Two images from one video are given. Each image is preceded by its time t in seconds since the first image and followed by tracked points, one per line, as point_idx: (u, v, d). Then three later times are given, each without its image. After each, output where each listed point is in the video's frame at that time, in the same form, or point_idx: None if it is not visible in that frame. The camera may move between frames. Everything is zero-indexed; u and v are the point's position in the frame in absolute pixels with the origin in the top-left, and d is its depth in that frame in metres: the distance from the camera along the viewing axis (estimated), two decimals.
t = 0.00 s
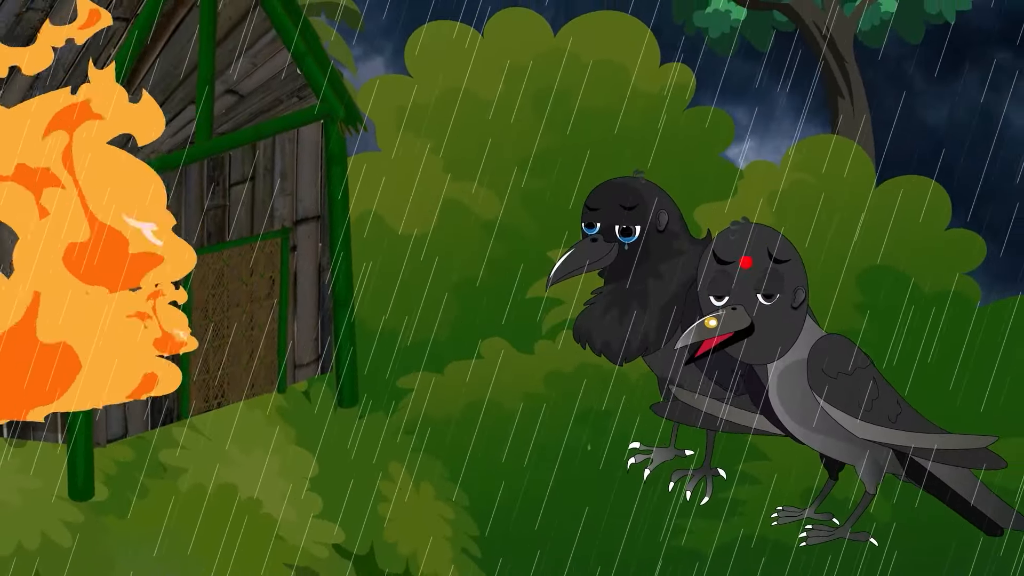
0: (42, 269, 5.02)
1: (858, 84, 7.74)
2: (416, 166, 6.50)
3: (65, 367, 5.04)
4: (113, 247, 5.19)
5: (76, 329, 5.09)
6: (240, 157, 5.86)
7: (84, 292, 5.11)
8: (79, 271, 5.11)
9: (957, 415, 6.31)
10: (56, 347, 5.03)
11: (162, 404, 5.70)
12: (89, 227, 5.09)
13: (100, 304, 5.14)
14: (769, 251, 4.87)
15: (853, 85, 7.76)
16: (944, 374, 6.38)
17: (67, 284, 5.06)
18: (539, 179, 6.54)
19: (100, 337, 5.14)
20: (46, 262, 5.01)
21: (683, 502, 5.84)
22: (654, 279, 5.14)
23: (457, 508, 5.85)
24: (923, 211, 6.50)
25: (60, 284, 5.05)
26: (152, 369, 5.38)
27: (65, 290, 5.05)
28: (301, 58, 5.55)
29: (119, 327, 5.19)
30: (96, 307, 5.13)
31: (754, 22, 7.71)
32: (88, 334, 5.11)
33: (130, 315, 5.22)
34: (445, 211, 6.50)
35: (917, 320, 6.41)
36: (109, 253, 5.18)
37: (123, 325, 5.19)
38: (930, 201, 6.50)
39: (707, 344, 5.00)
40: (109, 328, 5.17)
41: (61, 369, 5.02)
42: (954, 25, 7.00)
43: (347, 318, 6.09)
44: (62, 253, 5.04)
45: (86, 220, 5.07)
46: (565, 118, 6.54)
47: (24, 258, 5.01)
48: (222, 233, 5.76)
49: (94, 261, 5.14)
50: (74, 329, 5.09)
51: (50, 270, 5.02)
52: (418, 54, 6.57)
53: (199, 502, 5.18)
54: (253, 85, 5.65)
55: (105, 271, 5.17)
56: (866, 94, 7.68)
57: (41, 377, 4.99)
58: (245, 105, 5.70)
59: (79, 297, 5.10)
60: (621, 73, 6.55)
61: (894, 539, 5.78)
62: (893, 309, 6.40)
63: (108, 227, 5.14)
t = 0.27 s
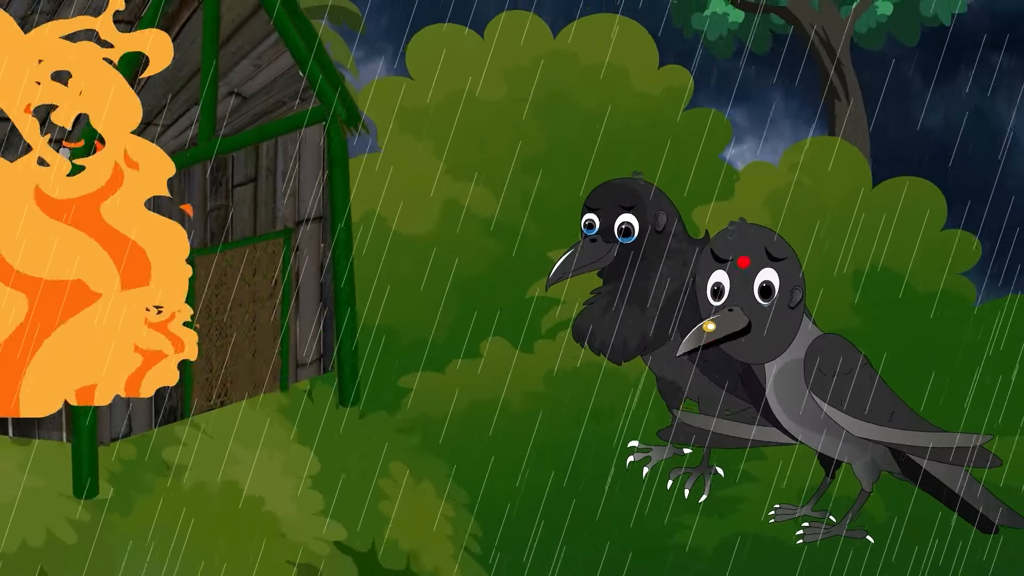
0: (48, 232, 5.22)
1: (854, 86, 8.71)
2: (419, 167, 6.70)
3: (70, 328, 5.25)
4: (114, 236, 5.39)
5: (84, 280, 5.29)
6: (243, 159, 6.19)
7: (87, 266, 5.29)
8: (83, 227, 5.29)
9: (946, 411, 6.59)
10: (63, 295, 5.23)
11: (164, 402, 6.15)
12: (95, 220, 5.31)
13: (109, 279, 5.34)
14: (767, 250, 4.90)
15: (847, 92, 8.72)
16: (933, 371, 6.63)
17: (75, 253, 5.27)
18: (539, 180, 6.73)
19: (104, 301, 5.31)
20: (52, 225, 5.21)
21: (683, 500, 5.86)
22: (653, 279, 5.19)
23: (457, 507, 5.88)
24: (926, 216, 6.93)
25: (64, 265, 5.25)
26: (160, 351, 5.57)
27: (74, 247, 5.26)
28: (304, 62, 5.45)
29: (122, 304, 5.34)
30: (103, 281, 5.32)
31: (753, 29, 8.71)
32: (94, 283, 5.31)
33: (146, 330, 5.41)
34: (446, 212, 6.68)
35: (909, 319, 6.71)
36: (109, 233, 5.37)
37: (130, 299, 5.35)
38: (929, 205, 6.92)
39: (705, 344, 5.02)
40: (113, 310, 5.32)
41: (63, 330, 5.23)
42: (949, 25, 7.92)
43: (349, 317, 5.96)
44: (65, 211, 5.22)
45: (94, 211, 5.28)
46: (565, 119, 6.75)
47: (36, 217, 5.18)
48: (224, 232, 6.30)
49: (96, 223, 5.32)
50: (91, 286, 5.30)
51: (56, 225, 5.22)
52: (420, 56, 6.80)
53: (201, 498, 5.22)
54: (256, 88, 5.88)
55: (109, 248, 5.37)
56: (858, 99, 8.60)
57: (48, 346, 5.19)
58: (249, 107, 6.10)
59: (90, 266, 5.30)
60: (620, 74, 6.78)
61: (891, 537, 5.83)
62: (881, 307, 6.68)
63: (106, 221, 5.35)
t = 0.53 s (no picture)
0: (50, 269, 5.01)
1: (850, 89, 8.79)
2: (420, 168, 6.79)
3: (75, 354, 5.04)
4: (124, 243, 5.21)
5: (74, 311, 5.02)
6: (246, 160, 6.05)
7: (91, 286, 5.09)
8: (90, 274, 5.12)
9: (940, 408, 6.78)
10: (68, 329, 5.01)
11: (169, 403, 5.98)
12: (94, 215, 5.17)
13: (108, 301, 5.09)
14: (764, 250, 4.98)
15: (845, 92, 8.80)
16: (926, 372, 6.81)
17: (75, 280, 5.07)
18: (539, 180, 6.84)
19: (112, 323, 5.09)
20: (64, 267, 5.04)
21: (680, 498, 5.95)
22: (652, 279, 5.25)
23: (458, 504, 5.98)
24: (918, 208, 6.97)
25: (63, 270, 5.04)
26: (152, 356, 5.25)
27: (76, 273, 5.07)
28: (305, 61, 5.51)
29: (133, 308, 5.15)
30: (104, 302, 5.07)
31: (749, 29, 8.76)
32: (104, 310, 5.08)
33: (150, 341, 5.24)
34: (447, 214, 6.80)
35: (906, 318, 6.83)
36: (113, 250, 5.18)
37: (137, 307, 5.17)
38: (928, 203, 6.98)
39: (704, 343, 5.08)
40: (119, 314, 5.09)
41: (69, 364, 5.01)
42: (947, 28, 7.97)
43: (350, 318, 6.12)
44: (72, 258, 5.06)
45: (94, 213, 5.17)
46: (564, 120, 6.88)
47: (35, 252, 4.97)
48: (227, 234, 6.04)
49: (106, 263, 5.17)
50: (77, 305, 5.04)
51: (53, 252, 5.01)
52: (420, 57, 6.91)
53: (205, 497, 5.27)
54: (259, 90, 5.88)
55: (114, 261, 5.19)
56: (856, 100, 8.65)
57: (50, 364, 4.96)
58: (251, 108, 5.98)
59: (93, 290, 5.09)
60: (619, 73, 6.92)
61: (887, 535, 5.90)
62: (878, 307, 6.76)
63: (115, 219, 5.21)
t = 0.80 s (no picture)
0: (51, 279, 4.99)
1: (847, 90, 8.92)
2: (421, 170, 6.95)
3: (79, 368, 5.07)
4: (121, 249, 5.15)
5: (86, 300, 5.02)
6: (247, 161, 6.03)
7: (94, 273, 5.09)
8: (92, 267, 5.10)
9: (940, 409, 6.81)
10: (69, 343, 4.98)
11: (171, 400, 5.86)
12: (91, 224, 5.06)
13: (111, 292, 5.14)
14: (761, 250, 5.02)
15: (840, 95, 8.96)
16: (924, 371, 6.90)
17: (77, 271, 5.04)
18: (539, 182, 7.04)
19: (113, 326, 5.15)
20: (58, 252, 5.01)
21: (679, 497, 6.04)
22: (650, 279, 5.32)
23: (460, 502, 5.89)
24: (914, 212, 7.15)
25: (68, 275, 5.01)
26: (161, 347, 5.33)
27: (77, 269, 5.04)
28: (308, 66, 5.81)
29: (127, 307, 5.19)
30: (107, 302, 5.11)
31: (746, 33, 8.82)
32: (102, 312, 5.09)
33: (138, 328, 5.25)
34: (448, 215, 6.98)
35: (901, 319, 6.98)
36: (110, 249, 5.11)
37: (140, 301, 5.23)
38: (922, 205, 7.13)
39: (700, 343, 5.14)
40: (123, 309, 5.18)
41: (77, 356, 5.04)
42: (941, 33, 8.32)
43: (352, 316, 6.34)
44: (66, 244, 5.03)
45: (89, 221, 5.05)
46: (564, 122, 7.08)
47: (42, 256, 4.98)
48: (230, 235, 5.92)
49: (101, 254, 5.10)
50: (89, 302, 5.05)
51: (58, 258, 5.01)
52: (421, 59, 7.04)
53: (209, 493, 5.33)
54: (261, 92, 5.86)
55: (111, 266, 5.12)
56: (853, 102, 8.88)
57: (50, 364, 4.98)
58: (253, 111, 5.92)
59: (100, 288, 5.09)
60: (617, 77, 7.11)
61: (882, 532, 6.01)
62: (872, 306, 6.93)
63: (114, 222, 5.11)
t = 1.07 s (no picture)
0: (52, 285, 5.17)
1: (843, 92, 8.96)
2: (421, 171, 7.06)
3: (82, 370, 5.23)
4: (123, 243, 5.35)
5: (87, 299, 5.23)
6: (250, 163, 6.12)
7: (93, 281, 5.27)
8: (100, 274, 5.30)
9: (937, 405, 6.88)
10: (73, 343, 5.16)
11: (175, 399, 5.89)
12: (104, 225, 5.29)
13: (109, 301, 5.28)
14: (760, 252, 5.09)
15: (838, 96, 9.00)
16: (920, 370, 6.98)
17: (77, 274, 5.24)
18: (538, 183, 7.16)
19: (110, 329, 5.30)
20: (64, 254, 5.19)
21: (677, 494, 6.09)
22: (648, 279, 5.39)
23: (460, 502, 6.00)
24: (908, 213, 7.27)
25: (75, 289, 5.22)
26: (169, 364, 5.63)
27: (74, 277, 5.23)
28: (309, 67, 5.82)
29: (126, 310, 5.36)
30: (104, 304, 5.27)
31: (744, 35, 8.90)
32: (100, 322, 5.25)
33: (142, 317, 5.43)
34: (447, 215, 7.07)
35: (896, 318, 7.06)
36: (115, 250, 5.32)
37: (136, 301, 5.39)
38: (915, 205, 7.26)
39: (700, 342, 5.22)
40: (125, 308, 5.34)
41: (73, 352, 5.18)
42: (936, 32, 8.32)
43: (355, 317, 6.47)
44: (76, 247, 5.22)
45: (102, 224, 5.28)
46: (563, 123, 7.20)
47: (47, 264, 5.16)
48: (233, 235, 6.00)
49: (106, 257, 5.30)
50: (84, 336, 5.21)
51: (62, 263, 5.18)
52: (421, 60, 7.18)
53: (212, 493, 5.38)
54: (265, 93, 5.89)
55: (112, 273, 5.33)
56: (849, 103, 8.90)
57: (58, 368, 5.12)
58: (257, 113, 5.98)
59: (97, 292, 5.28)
60: (614, 77, 7.21)
61: (877, 529, 6.06)
62: (867, 305, 7.03)
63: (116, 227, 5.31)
